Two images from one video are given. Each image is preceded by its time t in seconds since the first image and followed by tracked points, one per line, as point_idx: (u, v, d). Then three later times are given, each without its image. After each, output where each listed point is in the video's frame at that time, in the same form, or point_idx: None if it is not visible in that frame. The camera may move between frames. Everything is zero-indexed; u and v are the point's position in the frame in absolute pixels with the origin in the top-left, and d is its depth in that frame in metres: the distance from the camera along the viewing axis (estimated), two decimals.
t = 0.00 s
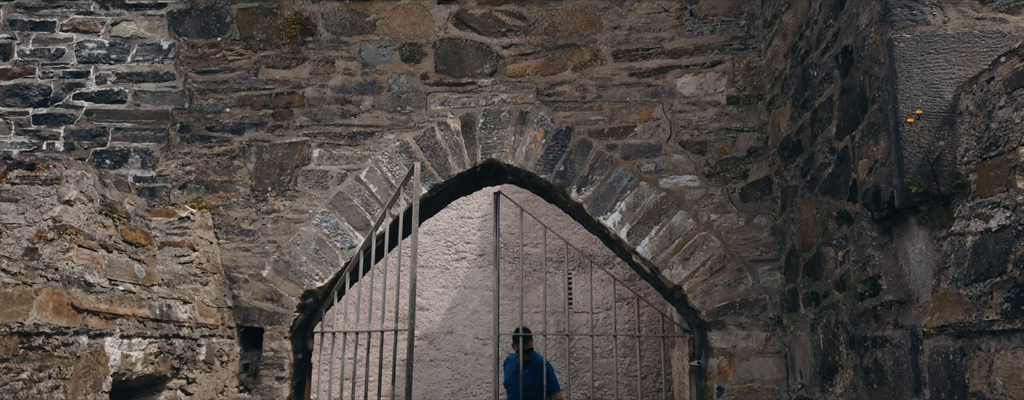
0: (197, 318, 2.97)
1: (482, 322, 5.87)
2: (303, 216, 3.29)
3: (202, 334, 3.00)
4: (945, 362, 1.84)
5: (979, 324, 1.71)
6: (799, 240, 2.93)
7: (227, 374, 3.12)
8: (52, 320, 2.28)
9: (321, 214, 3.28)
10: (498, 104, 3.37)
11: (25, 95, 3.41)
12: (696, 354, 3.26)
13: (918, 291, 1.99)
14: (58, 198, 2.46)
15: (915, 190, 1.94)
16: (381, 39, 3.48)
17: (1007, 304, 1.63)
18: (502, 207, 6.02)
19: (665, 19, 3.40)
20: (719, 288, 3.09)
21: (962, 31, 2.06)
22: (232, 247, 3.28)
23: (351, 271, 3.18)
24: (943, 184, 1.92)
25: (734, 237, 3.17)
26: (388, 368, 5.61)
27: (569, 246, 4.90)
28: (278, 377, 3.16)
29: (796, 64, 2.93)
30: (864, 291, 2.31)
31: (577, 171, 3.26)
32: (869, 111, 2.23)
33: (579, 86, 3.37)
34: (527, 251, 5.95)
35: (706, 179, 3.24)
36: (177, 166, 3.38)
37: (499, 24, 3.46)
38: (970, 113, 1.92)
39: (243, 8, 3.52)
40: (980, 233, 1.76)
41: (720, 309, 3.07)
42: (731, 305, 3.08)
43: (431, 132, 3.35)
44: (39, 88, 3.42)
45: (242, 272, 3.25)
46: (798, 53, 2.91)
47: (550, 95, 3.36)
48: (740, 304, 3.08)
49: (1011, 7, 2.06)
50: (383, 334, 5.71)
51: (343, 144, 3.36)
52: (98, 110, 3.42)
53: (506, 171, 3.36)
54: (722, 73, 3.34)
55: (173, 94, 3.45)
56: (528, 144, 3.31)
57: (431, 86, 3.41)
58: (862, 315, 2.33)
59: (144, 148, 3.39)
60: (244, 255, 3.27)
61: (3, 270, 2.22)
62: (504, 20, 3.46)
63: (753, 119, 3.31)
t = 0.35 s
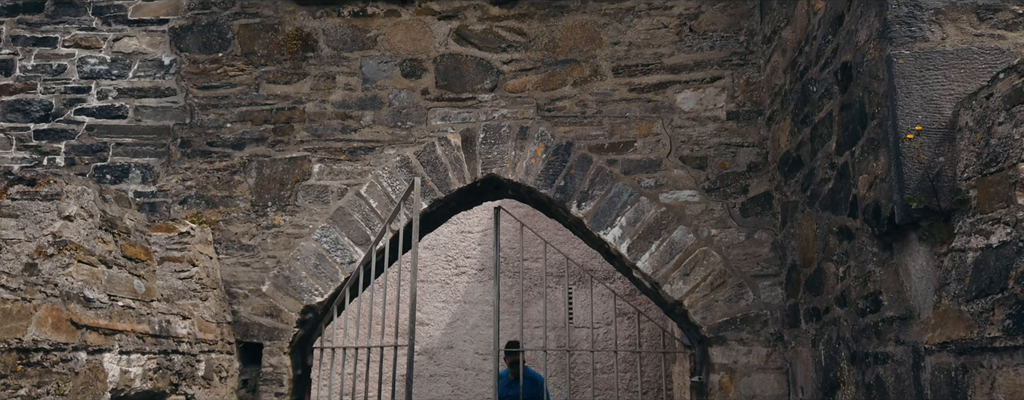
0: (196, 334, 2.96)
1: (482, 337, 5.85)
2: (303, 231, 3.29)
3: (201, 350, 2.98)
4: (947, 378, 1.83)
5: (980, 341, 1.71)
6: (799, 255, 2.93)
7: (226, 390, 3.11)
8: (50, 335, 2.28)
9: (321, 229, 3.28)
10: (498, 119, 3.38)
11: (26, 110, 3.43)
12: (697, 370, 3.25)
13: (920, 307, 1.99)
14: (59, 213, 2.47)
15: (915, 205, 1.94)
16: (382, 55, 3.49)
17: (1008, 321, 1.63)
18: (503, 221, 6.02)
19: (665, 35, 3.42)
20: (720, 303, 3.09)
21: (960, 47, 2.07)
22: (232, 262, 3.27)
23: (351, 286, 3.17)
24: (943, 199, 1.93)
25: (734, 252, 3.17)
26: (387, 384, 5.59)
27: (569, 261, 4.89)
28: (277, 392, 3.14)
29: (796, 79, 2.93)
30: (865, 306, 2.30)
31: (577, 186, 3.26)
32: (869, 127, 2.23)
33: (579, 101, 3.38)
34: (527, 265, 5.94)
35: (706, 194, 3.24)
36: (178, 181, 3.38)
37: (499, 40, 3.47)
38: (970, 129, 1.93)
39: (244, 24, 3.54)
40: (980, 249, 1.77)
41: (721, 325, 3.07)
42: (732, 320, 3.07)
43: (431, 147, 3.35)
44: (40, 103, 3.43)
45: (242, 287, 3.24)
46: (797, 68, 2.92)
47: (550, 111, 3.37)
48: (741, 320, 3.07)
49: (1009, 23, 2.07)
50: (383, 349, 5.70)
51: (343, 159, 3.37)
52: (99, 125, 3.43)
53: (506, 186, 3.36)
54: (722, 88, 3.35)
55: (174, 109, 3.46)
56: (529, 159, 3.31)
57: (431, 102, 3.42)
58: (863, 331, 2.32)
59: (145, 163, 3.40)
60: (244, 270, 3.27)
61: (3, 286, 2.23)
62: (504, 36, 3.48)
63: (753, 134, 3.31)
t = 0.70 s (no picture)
0: (195, 349, 2.95)
1: (482, 352, 5.83)
2: (303, 246, 3.28)
3: (199, 365, 2.97)
4: (949, 395, 1.84)
5: (983, 357, 1.74)
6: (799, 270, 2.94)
7: None
8: (48, 352, 2.36)
9: (321, 244, 3.27)
10: (498, 134, 3.38)
11: (27, 126, 3.43)
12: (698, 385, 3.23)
13: (921, 323, 1.99)
14: (59, 228, 2.57)
15: (916, 221, 1.94)
16: (382, 70, 3.50)
17: (1011, 337, 1.66)
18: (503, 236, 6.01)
19: (664, 50, 3.43)
20: (721, 319, 3.08)
21: (960, 63, 2.08)
22: (231, 278, 3.26)
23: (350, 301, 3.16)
24: (943, 216, 1.93)
25: (735, 267, 3.16)
26: None
27: (569, 276, 4.88)
28: None
29: (796, 95, 2.94)
30: (866, 322, 2.29)
31: (578, 201, 3.26)
32: (869, 142, 2.23)
33: (579, 116, 3.38)
34: (528, 280, 5.93)
35: (706, 209, 3.24)
36: (178, 196, 3.38)
37: (499, 56, 3.49)
38: (970, 145, 1.95)
39: (246, 40, 3.55)
40: (981, 266, 1.79)
41: (722, 340, 3.06)
42: (734, 336, 3.06)
43: (431, 162, 3.36)
44: (42, 119, 3.44)
45: (242, 303, 3.23)
46: (796, 84, 2.93)
47: (550, 126, 3.38)
48: (742, 335, 3.06)
49: (1008, 39, 2.08)
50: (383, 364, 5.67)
51: (344, 173, 3.37)
52: (100, 140, 3.43)
53: (507, 200, 3.36)
54: (722, 103, 3.36)
55: (176, 124, 3.47)
56: (529, 173, 3.31)
57: (432, 116, 3.43)
58: (865, 347, 2.31)
59: (145, 178, 3.39)
60: (243, 285, 3.25)
61: (3, 301, 2.35)
62: (504, 52, 3.49)
63: (753, 149, 3.31)
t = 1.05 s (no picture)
0: (194, 363, 2.95)
1: (482, 365, 5.82)
2: (303, 259, 3.28)
3: (199, 380, 2.97)
4: None
5: (985, 372, 1.75)
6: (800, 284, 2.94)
7: None
8: (48, 366, 2.40)
9: (321, 257, 3.26)
10: (499, 147, 3.39)
11: (28, 139, 3.44)
12: None
13: (923, 337, 1.99)
14: (59, 242, 2.58)
15: (916, 235, 1.96)
16: (383, 84, 3.51)
17: (1013, 353, 1.67)
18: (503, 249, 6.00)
19: (664, 64, 3.45)
20: (722, 332, 3.07)
21: (959, 77, 2.09)
22: (231, 291, 3.25)
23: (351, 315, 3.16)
24: (943, 230, 1.94)
25: (736, 281, 3.15)
26: None
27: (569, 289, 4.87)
28: None
29: (796, 108, 2.94)
30: (868, 336, 2.29)
31: (578, 214, 3.26)
32: (870, 156, 2.23)
33: (579, 130, 3.39)
34: (528, 292, 5.91)
35: (706, 222, 3.24)
36: (178, 209, 3.37)
37: (500, 69, 3.50)
38: (969, 159, 1.95)
39: (247, 54, 3.57)
40: (982, 280, 1.80)
41: (724, 354, 3.05)
42: (735, 349, 3.05)
43: (431, 175, 3.36)
44: (43, 132, 3.45)
45: (242, 316, 3.22)
46: (795, 98, 2.94)
47: (550, 139, 3.38)
48: (744, 349, 3.05)
49: (1007, 54, 2.10)
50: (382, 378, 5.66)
51: (344, 186, 3.37)
52: (101, 154, 3.43)
53: (507, 214, 3.35)
54: (722, 117, 3.36)
55: (176, 138, 3.47)
56: (529, 186, 3.31)
57: (432, 130, 3.44)
58: (866, 361, 2.31)
59: (146, 191, 3.39)
60: (243, 299, 3.24)
61: (3, 316, 2.39)
62: (504, 65, 3.50)
63: (753, 163, 3.32)
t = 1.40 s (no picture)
0: (193, 377, 2.94)
1: (483, 379, 5.81)
2: (302, 273, 3.27)
3: (198, 394, 2.95)
4: None
5: (987, 387, 1.77)
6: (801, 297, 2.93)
7: None
8: (47, 380, 2.44)
9: (321, 271, 3.26)
10: (499, 161, 3.39)
11: (30, 153, 3.45)
12: None
13: (925, 352, 2.00)
14: (59, 256, 2.63)
15: (917, 250, 1.96)
16: (384, 97, 3.52)
17: (1013, 368, 1.70)
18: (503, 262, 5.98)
19: (664, 78, 3.46)
20: (723, 346, 3.06)
21: (958, 92, 2.10)
22: (231, 305, 3.24)
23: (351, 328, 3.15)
24: (944, 245, 1.96)
25: (736, 294, 3.15)
26: None
27: (569, 302, 4.87)
28: None
29: (796, 122, 2.94)
30: (869, 351, 2.28)
31: (578, 227, 3.25)
32: (869, 171, 2.23)
33: (579, 143, 3.40)
34: (529, 306, 5.89)
35: (706, 236, 3.24)
36: (178, 223, 3.37)
37: (500, 83, 3.51)
38: (969, 174, 1.98)
39: (248, 67, 3.58)
40: (984, 295, 1.82)
41: (724, 368, 3.04)
42: (735, 363, 3.04)
43: (432, 189, 3.36)
44: (44, 146, 3.46)
45: (241, 330, 3.21)
46: (795, 112, 2.95)
47: (550, 153, 3.39)
48: (745, 363, 3.05)
49: (1005, 69, 2.11)
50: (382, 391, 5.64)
51: (344, 200, 3.37)
52: (102, 167, 3.44)
53: (507, 227, 3.35)
54: (722, 130, 3.37)
55: (177, 151, 3.48)
56: (530, 200, 3.31)
57: (433, 143, 3.44)
58: (868, 375, 2.30)
59: (146, 204, 3.39)
60: (243, 312, 3.23)
61: (2, 331, 2.43)
62: (505, 79, 3.51)
63: (753, 176, 3.32)
